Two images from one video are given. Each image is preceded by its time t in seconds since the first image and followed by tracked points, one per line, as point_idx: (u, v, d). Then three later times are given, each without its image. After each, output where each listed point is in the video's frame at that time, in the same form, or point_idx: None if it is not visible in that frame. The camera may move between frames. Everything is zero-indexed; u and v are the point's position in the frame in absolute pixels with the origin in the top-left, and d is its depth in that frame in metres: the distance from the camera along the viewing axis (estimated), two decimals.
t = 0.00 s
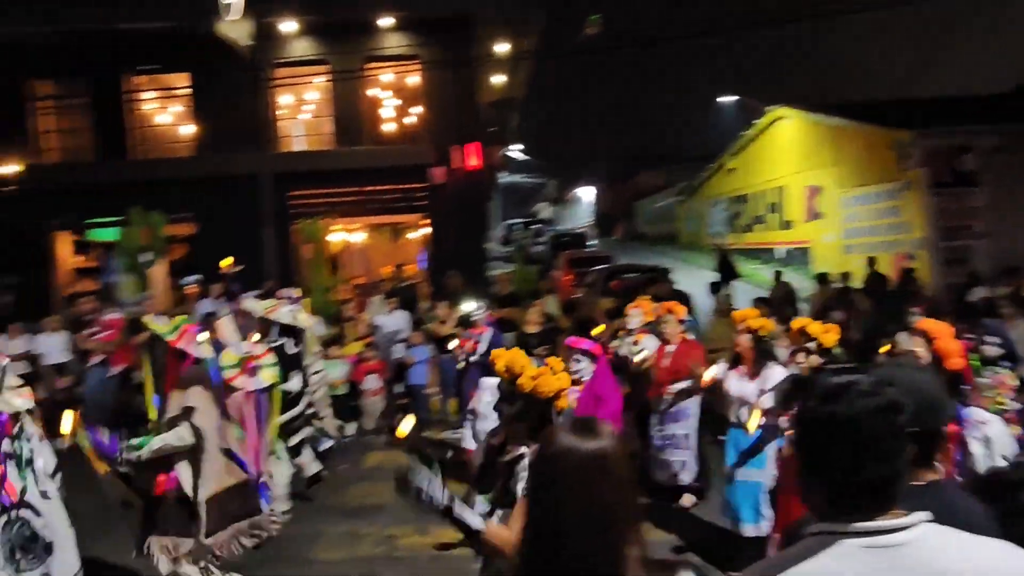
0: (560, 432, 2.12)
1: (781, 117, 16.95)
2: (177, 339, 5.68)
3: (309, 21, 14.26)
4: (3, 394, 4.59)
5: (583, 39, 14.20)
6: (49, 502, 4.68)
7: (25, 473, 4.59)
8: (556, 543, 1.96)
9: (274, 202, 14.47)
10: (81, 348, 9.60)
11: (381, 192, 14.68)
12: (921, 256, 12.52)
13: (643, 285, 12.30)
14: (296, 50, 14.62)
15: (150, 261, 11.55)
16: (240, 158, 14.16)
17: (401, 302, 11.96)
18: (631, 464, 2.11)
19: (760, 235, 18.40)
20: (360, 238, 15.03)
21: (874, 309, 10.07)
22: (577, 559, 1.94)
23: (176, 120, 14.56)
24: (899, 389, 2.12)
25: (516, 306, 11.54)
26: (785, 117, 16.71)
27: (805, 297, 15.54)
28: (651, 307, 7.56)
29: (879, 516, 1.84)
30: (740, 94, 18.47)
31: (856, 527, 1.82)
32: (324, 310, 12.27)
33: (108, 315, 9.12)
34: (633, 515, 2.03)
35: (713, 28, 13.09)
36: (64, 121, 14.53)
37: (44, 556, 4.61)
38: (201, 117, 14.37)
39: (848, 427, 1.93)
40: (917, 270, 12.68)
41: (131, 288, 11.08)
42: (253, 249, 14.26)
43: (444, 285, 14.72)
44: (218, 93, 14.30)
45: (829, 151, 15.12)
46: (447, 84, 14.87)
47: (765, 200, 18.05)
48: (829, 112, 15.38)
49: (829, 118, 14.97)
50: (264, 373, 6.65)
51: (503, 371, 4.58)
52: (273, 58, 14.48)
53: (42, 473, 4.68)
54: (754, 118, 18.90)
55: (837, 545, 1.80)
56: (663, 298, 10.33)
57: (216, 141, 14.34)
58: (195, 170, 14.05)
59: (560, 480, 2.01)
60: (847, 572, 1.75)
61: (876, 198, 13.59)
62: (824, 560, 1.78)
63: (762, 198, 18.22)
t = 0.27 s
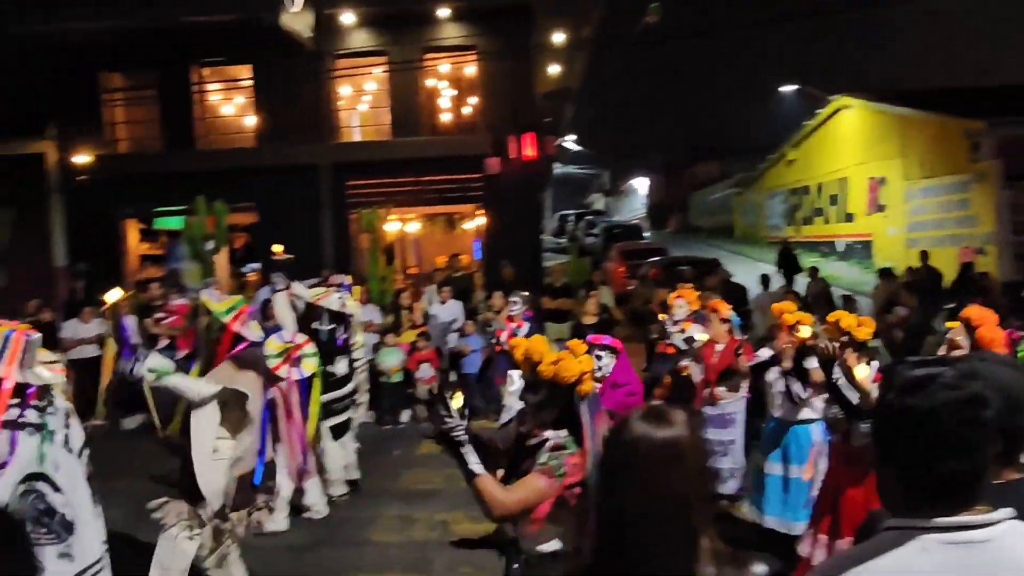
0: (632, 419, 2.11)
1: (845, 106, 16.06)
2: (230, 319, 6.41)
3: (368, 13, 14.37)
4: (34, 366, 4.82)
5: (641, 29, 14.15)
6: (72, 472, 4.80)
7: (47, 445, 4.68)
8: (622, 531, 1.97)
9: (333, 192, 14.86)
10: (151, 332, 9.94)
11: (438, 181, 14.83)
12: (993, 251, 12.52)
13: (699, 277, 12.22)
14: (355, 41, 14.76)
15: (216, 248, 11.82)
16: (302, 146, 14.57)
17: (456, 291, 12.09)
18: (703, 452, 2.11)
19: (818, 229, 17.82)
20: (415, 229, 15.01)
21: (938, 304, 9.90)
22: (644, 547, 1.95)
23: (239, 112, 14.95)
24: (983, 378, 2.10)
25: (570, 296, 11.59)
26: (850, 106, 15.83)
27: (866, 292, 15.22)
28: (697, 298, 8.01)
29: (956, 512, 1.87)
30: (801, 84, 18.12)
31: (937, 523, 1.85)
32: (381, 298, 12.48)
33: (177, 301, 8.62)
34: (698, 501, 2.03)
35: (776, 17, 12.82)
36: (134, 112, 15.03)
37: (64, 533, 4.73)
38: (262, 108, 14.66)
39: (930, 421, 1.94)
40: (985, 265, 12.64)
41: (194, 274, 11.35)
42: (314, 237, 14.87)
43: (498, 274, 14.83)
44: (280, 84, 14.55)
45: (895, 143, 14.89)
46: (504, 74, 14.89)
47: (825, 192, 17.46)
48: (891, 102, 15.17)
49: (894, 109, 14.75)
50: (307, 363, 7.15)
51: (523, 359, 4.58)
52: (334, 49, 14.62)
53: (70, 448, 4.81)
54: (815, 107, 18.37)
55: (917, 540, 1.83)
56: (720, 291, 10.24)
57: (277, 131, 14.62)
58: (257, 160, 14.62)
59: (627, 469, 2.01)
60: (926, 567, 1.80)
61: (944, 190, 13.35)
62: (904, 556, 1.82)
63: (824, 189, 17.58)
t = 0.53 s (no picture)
0: (683, 406, 2.12)
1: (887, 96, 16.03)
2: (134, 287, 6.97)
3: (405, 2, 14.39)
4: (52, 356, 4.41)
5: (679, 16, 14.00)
6: (91, 469, 4.45)
7: (71, 435, 4.36)
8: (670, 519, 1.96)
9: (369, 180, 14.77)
10: (192, 318, 10.12)
11: (472, 171, 14.83)
12: None
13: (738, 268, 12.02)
14: (394, 31, 14.84)
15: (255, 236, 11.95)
16: (341, 135, 14.56)
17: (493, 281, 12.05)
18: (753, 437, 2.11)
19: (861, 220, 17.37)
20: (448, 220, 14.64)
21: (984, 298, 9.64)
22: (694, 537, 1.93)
23: (277, 102, 15.06)
24: None
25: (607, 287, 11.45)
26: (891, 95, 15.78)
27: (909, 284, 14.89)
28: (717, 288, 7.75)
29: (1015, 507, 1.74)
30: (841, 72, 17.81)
31: (999, 516, 1.73)
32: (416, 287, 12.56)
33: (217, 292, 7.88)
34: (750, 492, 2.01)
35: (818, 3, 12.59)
36: (176, 102, 15.30)
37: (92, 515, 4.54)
38: (300, 97, 14.75)
39: (992, 414, 1.80)
40: None
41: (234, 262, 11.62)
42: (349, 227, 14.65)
43: (533, 264, 14.73)
44: (318, 73, 14.68)
45: (939, 131, 14.39)
46: (540, 62, 14.74)
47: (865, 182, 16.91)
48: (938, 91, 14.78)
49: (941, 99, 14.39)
50: (324, 348, 6.99)
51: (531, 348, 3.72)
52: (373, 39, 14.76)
53: (92, 441, 4.47)
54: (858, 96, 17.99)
55: (974, 535, 1.73)
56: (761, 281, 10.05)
57: (315, 120, 14.71)
58: (294, 149, 14.60)
59: (679, 458, 1.99)
60: (981, 564, 1.70)
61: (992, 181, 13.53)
62: (958, 553, 1.71)
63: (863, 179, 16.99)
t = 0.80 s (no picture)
0: (703, 396, 2.11)
1: (901, 85, 16.12)
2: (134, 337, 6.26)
3: None
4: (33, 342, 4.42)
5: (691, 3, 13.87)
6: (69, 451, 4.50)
7: (49, 416, 4.44)
8: (680, 508, 1.95)
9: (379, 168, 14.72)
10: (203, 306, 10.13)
11: (483, 160, 14.72)
12: None
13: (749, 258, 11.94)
14: (404, 19, 14.80)
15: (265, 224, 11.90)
16: (349, 124, 14.48)
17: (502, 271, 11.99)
18: (774, 431, 2.11)
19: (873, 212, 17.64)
20: (459, 208, 15.41)
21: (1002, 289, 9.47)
22: (705, 527, 1.92)
23: (288, 89, 15.08)
24: None
25: (617, 276, 11.39)
26: (905, 85, 15.90)
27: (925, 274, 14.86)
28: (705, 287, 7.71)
29: None
30: (855, 60, 17.61)
31: (1012, 510, 1.62)
32: (426, 276, 12.52)
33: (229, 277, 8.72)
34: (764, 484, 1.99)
35: None
36: (187, 90, 15.31)
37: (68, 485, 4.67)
38: (310, 85, 14.70)
39: (1010, 405, 1.66)
40: None
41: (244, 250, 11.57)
42: (359, 214, 14.64)
43: (543, 252, 14.69)
44: (328, 61, 14.63)
45: (954, 121, 14.27)
46: (550, 50, 14.64)
47: (879, 172, 17.19)
48: (954, 80, 14.60)
49: (954, 87, 14.15)
50: (324, 336, 6.79)
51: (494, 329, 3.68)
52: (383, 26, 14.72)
53: (65, 429, 4.48)
54: (872, 85, 17.86)
55: (990, 527, 1.63)
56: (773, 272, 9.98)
57: (324, 107, 14.67)
58: (304, 136, 14.51)
59: (694, 447, 1.99)
60: (995, 558, 1.61)
61: (1006, 170, 12.83)
62: (973, 545, 1.62)
63: (877, 169, 17.35)
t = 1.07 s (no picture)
0: (699, 388, 2.11)
1: (894, 78, 16.15)
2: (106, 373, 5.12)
3: None
4: None
5: None
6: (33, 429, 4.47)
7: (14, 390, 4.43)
8: (677, 505, 1.95)
9: (373, 159, 14.67)
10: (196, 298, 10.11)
11: (477, 151, 14.69)
12: None
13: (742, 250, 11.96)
14: (398, 9, 14.73)
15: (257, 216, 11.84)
16: (342, 115, 14.41)
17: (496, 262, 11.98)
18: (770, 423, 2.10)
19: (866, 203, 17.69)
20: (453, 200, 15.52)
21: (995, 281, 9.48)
22: (702, 523, 1.92)
23: (281, 80, 15.03)
24: None
25: (611, 268, 11.39)
26: (899, 77, 15.92)
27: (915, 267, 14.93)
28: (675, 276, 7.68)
29: None
30: (848, 52, 17.61)
31: (1003, 500, 1.62)
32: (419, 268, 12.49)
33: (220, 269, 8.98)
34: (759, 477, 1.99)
35: None
36: (179, 81, 15.22)
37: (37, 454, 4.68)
38: (303, 76, 14.62)
39: (1009, 395, 1.68)
40: None
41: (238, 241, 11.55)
42: (352, 205, 14.59)
43: (536, 244, 14.68)
44: (321, 52, 14.56)
45: (947, 114, 14.29)
46: (544, 41, 14.59)
47: (872, 165, 17.23)
48: (947, 72, 14.61)
49: (947, 80, 14.17)
50: (312, 328, 6.70)
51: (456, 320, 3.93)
52: (376, 16, 14.65)
53: (29, 407, 4.47)
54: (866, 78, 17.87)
55: (981, 518, 1.61)
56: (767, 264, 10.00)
57: (317, 98, 14.60)
58: (296, 128, 14.43)
59: (692, 441, 1.99)
60: (989, 551, 1.57)
61: (999, 163, 12.88)
62: (965, 536, 1.60)
63: (870, 162, 17.39)
